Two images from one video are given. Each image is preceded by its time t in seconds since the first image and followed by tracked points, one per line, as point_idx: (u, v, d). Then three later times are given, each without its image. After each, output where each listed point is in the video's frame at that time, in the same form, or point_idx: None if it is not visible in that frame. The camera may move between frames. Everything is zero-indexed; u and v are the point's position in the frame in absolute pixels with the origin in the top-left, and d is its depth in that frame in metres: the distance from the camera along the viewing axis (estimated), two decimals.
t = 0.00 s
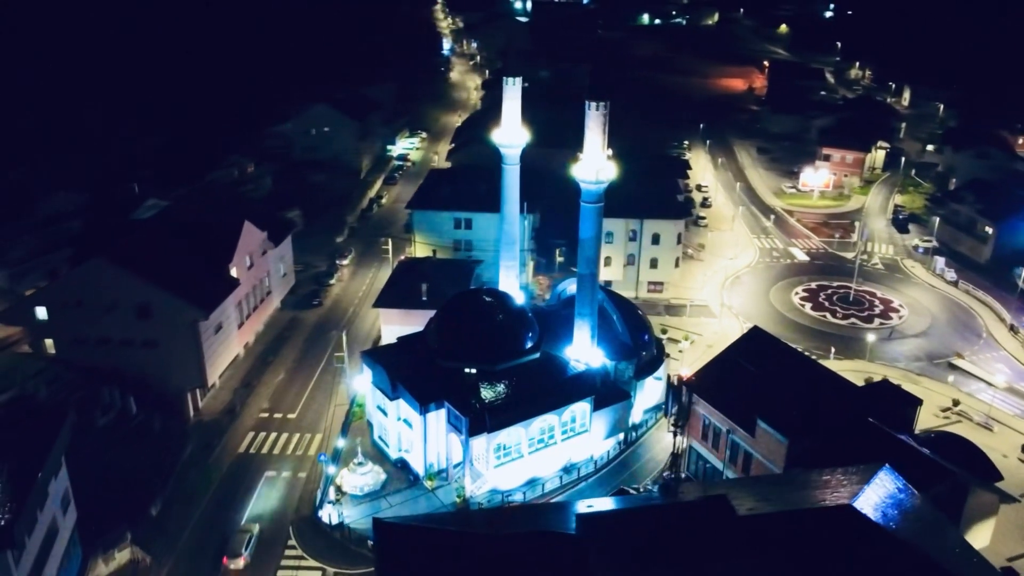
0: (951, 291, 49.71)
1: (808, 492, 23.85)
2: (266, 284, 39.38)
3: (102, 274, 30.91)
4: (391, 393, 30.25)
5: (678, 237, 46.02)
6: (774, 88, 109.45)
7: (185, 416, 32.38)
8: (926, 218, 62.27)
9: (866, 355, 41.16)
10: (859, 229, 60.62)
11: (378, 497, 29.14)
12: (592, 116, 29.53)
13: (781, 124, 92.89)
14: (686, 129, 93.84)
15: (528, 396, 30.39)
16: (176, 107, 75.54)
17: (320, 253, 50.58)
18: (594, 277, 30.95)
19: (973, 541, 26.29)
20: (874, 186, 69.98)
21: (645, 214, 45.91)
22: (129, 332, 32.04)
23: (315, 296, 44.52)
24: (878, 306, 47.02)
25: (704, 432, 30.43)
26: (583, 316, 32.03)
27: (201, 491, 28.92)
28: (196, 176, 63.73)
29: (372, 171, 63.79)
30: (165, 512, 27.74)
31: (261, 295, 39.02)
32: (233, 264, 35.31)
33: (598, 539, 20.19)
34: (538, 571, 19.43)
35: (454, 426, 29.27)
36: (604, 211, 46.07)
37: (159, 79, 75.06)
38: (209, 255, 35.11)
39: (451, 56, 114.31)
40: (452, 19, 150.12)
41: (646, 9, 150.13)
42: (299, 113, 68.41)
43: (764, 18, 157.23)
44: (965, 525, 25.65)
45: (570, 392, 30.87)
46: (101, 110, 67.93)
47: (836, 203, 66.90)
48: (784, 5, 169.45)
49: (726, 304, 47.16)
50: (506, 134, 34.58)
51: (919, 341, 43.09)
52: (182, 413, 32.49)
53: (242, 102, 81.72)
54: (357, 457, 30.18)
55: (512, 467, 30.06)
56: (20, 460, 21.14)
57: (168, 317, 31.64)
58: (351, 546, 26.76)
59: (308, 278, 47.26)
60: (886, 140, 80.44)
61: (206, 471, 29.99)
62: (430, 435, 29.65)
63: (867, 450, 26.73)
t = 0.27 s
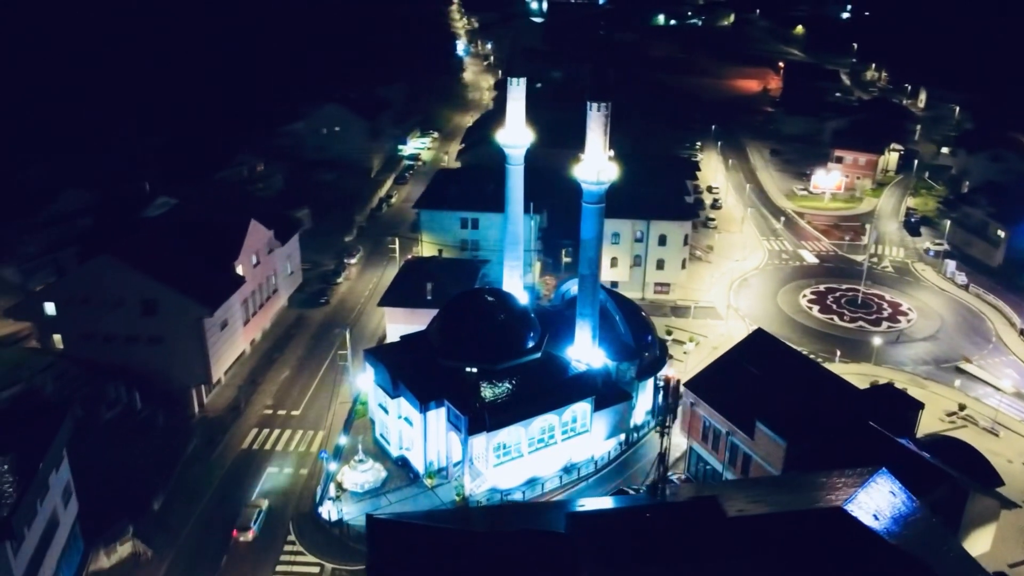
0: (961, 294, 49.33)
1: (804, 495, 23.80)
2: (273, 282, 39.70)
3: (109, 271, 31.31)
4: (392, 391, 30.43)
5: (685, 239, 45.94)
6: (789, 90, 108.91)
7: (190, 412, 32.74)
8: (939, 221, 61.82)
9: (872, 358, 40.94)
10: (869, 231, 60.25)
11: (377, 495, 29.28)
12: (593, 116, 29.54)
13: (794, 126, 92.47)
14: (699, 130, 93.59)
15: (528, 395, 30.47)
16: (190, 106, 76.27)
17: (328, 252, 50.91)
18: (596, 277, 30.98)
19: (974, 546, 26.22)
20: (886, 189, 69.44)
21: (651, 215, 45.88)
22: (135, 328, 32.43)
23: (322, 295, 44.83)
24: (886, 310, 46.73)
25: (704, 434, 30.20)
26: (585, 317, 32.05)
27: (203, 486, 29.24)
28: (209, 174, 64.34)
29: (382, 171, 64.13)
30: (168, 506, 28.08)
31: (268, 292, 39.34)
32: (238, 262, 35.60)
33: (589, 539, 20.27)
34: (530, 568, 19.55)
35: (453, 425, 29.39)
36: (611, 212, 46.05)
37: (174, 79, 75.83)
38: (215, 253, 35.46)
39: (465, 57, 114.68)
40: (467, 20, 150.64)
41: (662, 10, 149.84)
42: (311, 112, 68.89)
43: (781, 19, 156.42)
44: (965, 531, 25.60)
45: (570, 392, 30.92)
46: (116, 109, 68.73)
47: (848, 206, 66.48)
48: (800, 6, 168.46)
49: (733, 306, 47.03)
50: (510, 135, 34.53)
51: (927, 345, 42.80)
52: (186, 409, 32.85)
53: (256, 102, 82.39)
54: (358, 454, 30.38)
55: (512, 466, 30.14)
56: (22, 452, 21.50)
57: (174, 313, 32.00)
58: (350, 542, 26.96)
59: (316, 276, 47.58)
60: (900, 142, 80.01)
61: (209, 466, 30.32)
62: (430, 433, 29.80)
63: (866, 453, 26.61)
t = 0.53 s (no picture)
0: (970, 298, 48.96)
1: (801, 497, 23.76)
2: (279, 280, 39.99)
3: (115, 268, 31.69)
4: (393, 390, 30.64)
5: (691, 240, 45.86)
6: (801, 91, 108.42)
7: (194, 408, 33.06)
8: (949, 224, 61.39)
9: (878, 361, 40.74)
10: (878, 233, 59.91)
11: (377, 493, 29.44)
12: (595, 117, 29.63)
13: (806, 127, 92.06)
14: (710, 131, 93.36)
15: (529, 395, 30.54)
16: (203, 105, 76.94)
17: (336, 251, 51.21)
18: (597, 277, 30.99)
19: (973, 551, 26.08)
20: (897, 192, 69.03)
21: (657, 216, 45.86)
22: (140, 324, 32.78)
23: (328, 293, 45.10)
24: (893, 313, 46.46)
25: (704, 436, 30.27)
26: (586, 317, 32.11)
27: (205, 482, 29.51)
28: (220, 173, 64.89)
29: (391, 170, 64.31)
30: (170, 501, 28.36)
31: (274, 291, 39.62)
32: (244, 260, 35.87)
33: (582, 537, 20.36)
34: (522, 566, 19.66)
35: (453, 423, 29.49)
36: (617, 212, 46.08)
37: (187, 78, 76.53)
38: (221, 251, 35.78)
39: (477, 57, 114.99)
40: (481, 20, 151.05)
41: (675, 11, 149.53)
42: (321, 112, 69.34)
43: (796, 20, 155.75)
44: (964, 535, 25.47)
45: (571, 393, 30.99)
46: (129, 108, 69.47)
47: (858, 208, 66.09)
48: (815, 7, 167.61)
49: (739, 307, 46.91)
50: (515, 135, 34.83)
51: (933, 348, 42.54)
52: (191, 405, 33.17)
53: (268, 101, 82.96)
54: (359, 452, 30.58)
55: (512, 466, 30.23)
56: (24, 445, 21.82)
57: (179, 310, 32.32)
58: (350, 539, 27.17)
59: (323, 275, 47.89)
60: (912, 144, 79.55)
61: (212, 462, 30.59)
62: (430, 432, 29.93)
63: (865, 457, 26.52)
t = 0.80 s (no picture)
0: (977, 301, 48.61)
1: (795, 499, 23.72)
2: (283, 279, 40.30)
3: (119, 265, 32.04)
4: (392, 388, 30.81)
5: (694, 241, 45.81)
6: (812, 93, 107.96)
7: (197, 406, 33.40)
8: (958, 226, 61.03)
9: (881, 364, 40.58)
10: (886, 236, 59.61)
11: (375, 490, 29.64)
12: (594, 118, 29.68)
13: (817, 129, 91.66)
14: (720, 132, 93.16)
15: (527, 394, 30.66)
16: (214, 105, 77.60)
17: (341, 250, 51.51)
18: (596, 278, 31.01)
19: (971, 555, 25.96)
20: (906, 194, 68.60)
21: (661, 217, 45.82)
22: (144, 321, 33.13)
23: (333, 292, 45.36)
24: (899, 315, 46.20)
25: (702, 437, 30.26)
26: (585, 317, 32.17)
27: (205, 479, 29.80)
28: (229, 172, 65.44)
29: (398, 170, 64.05)
30: (170, 496, 28.67)
31: (277, 289, 39.91)
32: (247, 259, 36.14)
33: (573, 536, 20.46)
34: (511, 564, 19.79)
35: (451, 422, 29.62)
36: (621, 213, 46.09)
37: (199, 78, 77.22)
38: (224, 249, 36.09)
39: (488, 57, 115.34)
40: (493, 21, 151.52)
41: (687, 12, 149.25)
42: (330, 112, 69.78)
43: (809, 21, 155.20)
44: (961, 539, 25.36)
45: (570, 393, 31.07)
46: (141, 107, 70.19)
47: (867, 210, 65.77)
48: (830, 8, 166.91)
49: (742, 309, 46.82)
50: (515, 136, 34.90)
51: (938, 351, 42.32)
52: (193, 402, 33.49)
53: (278, 102, 83.51)
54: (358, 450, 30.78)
55: (510, 465, 30.38)
56: (23, 440, 22.14)
57: (181, 308, 32.63)
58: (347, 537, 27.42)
59: (328, 274, 48.17)
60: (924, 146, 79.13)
61: (213, 458, 30.89)
62: (428, 431, 30.09)
63: (862, 459, 26.47)
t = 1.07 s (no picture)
0: (983, 304, 48.32)
1: (788, 502, 23.73)
2: (285, 278, 40.60)
3: (122, 262, 32.38)
4: (390, 387, 30.97)
5: (697, 242, 45.76)
6: (822, 94, 107.47)
7: (198, 403, 33.75)
8: (966, 228, 60.74)
9: (883, 366, 40.46)
10: (893, 238, 59.32)
11: (372, 488, 29.82)
12: (592, 119, 29.73)
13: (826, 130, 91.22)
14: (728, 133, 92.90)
15: (524, 394, 30.74)
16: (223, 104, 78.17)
17: (345, 249, 51.76)
18: (594, 278, 31.05)
19: (966, 558, 25.89)
20: (914, 195, 68.21)
21: (664, 218, 45.79)
22: (147, 318, 33.47)
23: (336, 291, 45.60)
24: (902, 318, 46.01)
25: (698, 438, 30.29)
26: (583, 318, 32.24)
27: (204, 475, 30.05)
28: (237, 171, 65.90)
29: (405, 170, 64.56)
30: (169, 491, 28.94)
31: (279, 288, 40.18)
32: (248, 257, 36.39)
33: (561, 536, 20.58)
34: (501, 562, 19.91)
35: (447, 421, 29.77)
36: (623, 214, 46.09)
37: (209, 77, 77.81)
38: (226, 248, 36.36)
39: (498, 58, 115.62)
40: (504, 21, 152.00)
41: (698, 12, 148.87)
42: (338, 111, 70.15)
43: (821, 22, 154.65)
44: (955, 541, 25.29)
45: (567, 393, 31.16)
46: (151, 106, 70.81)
47: (874, 212, 65.47)
48: (842, 8, 166.07)
49: (745, 310, 46.75)
50: (516, 136, 35.03)
51: (941, 354, 42.12)
52: (194, 399, 33.84)
53: (287, 101, 83.95)
54: (356, 447, 31.00)
55: (506, 464, 30.52)
56: (22, 433, 22.45)
57: (183, 305, 32.93)
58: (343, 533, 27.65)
59: (332, 272, 48.42)
60: (933, 148, 78.68)
61: (213, 454, 31.18)
62: (425, 429, 30.26)
63: (857, 461, 26.41)
